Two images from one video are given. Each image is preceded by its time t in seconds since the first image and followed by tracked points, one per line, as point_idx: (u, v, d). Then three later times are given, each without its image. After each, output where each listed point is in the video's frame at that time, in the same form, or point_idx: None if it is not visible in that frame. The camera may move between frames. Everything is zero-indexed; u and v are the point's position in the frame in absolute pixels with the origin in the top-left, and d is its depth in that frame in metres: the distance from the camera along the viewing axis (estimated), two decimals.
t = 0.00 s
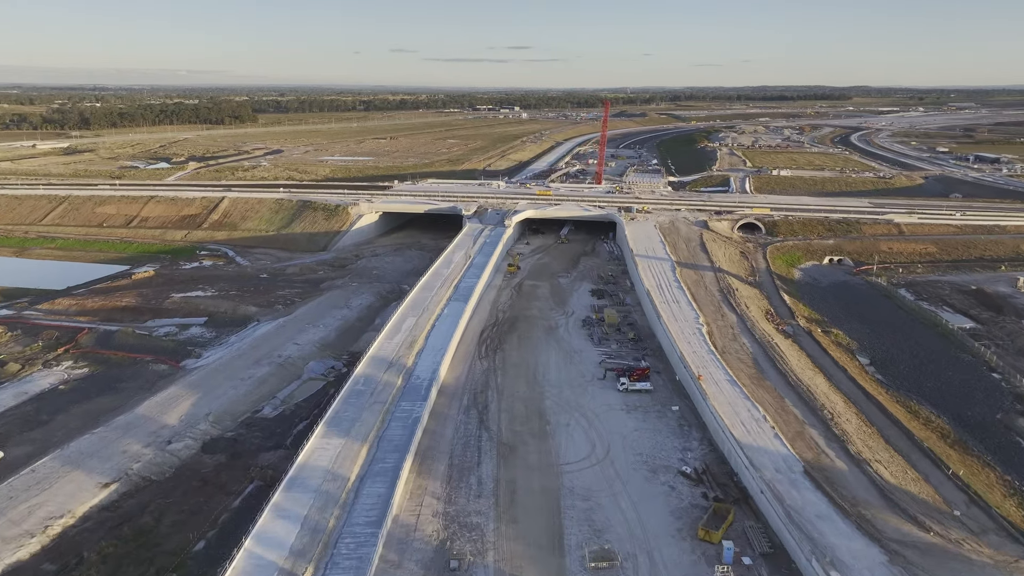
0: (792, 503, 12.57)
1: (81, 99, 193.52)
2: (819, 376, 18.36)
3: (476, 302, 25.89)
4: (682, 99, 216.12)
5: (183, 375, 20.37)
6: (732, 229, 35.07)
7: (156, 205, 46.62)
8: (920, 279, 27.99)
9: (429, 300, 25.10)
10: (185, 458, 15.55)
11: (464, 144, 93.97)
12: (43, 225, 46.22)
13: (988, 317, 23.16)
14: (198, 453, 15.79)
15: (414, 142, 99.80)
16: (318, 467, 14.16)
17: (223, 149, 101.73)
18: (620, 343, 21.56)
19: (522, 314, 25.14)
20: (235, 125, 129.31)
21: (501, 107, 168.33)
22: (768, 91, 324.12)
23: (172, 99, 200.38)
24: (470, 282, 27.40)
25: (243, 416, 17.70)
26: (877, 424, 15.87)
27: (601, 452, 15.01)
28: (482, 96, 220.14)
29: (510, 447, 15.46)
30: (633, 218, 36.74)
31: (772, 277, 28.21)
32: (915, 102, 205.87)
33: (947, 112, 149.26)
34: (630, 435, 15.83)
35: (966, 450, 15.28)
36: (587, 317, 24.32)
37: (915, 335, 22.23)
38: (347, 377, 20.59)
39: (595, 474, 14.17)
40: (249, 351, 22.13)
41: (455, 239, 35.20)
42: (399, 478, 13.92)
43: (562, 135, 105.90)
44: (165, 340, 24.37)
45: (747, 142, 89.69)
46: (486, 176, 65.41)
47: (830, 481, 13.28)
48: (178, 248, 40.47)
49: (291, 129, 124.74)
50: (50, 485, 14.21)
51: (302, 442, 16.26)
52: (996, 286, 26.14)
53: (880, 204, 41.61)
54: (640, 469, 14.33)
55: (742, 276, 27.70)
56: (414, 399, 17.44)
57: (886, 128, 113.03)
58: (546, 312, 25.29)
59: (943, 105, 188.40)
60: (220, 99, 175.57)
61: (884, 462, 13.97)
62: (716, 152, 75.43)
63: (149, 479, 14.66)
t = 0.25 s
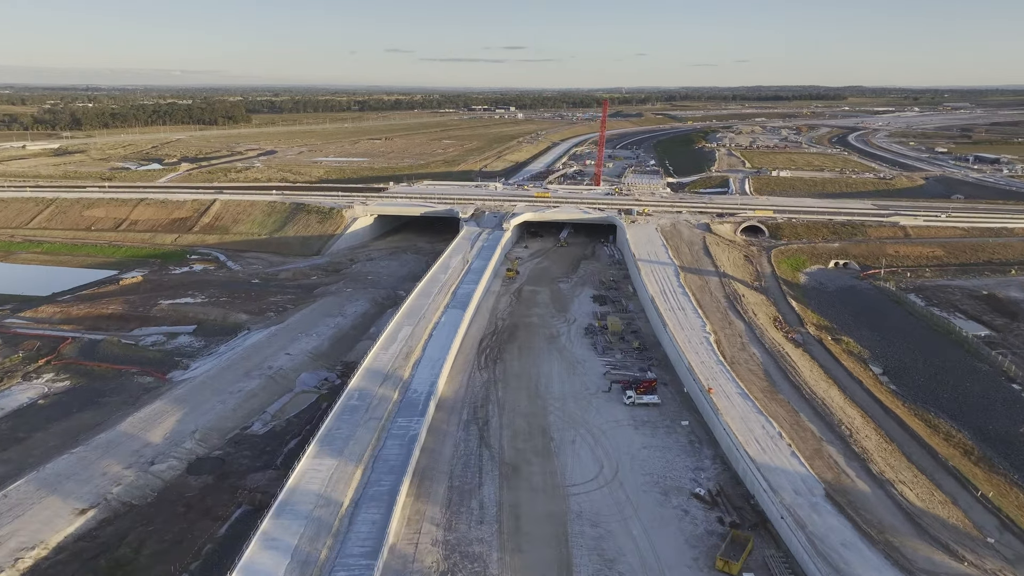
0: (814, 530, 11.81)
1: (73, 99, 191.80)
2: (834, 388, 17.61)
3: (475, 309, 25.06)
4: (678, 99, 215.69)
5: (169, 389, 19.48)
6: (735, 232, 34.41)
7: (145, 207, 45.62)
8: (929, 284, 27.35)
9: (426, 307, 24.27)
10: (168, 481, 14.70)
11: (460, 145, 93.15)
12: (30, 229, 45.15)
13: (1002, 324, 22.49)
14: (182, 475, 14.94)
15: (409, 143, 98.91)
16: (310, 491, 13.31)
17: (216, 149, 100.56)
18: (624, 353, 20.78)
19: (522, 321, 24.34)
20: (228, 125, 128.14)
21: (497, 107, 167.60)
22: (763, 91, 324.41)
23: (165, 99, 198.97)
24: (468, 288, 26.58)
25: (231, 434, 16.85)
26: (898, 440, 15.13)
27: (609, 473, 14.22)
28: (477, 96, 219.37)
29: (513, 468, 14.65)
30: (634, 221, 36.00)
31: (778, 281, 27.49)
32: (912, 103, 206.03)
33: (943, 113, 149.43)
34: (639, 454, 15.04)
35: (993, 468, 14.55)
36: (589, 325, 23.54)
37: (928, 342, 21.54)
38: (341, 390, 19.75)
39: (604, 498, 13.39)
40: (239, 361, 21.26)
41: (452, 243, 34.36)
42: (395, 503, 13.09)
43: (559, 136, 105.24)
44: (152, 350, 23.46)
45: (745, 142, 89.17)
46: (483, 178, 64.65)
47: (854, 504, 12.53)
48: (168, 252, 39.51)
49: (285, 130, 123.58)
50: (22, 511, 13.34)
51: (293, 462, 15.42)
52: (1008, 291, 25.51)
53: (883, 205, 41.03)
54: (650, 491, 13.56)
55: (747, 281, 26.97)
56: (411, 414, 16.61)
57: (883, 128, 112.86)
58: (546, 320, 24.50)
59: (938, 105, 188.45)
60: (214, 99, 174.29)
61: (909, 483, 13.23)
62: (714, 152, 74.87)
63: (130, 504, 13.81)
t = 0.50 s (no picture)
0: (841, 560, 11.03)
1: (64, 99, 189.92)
2: (849, 401, 16.86)
3: (473, 318, 24.20)
4: (672, 99, 215.26)
5: (152, 404, 18.54)
6: (738, 235, 33.73)
7: (133, 210, 44.55)
8: (938, 288, 26.68)
9: (423, 315, 23.39)
10: (148, 507, 13.80)
11: (455, 146, 92.26)
12: (14, 233, 43.98)
13: (1017, 332, 21.81)
14: (164, 500, 14.05)
15: (404, 143, 97.99)
16: (299, 519, 12.43)
17: (207, 150, 99.29)
18: (629, 364, 19.97)
19: (522, 330, 23.49)
20: (220, 125, 126.86)
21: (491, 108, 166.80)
22: (757, 91, 324.78)
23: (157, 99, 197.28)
24: (465, 294, 25.71)
25: (217, 455, 15.95)
26: (921, 459, 14.37)
27: (619, 497, 13.42)
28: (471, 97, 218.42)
29: (516, 491, 13.82)
30: (634, 224, 35.24)
31: (784, 287, 26.74)
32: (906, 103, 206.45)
33: (938, 113, 149.50)
34: (648, 475, 14.23)
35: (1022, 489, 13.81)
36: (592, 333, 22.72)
37: (942, 352, 20.83)
38: (333, 404, 18.86)
39: (614, 526, 12.60)
40: (226, 374, 20.34)
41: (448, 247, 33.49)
42: (391, 532, 12.24)
43: (555, 136, 104.52)
44: (136, 361, 22.51)
45: (742, 142, 88.68)
46: (478, 179, 63.80)
47: (881, 530, 11.76)
48: (155, 256, 38.49)
49: (278, 130, 122.28)
50: None
51: (282, 485, 14.54)
52: (1020, 297, 24.87)
53: (886, 207, 40.43)
54: (662, 517, 12.77)
55: (753, 287, 26.20)
56: (408, 432, 15.76)
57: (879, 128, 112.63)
58: (547, 328, 23.67)
59: (933, 104, 188.74)
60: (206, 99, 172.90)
61: (937, 508, 12.47)
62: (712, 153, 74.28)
63: (107, 534, 12.93)
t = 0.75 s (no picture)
0: None
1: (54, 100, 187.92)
2: (865, 415, 16.16)
3: (470, 325, 23.39)
4: (666, 99, 214.93)
5: (135, 420, 17.64)
6: (740, 238, 33.12)
7: (120, 213, 43.50)
8: (946, 293, 26.10)
9: (418, 324, 22.56)
10: (127, 536, 12.95)
11: (449, 146, 91.37)
12: None
13: None
14: (144, 528, 13.19)
15: (397, 144, 97.06)
16: (288, 550, 11.62)
17: (198, 151, 98.00)
18: (634, 375, 19.20)
19: (521, 338, 22.69)
20: (212, 126, 125.58)
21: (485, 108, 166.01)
22: (751, 91, 325.23)
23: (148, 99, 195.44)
24: (462, 301, 24.88)
25: (202, 477, 15.09)
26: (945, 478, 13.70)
27: (628, 524, 12.67)
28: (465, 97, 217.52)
29: (519, 517, 13.03)
30: (634, 227, 34.53)
31: (790, 292, 26.03)
32: (900, 103, 206.88)
33: (933, 113, 149.71)
34: (659, 498, 13.47)
35: None
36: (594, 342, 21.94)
37: (956, 361, 20.15)
38: (325, 420, 18.00)
39: (625, 555, 11.84)
40: (213, 386, 19.45)
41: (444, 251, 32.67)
42: (386, 564, 11.45)
43: (550, 137, 103.82)
44: (119, 374, 21.56)
45: (738, 142, 88.23)
46: (473, 181, 62.96)
47: (910, 560, 11.04)
48: (143, 261, 37.51)
49: (270, 131, 120.99)
50: None
51: (271, 509, 13.71)
52: None
53: (888, 209, 39.90)
54: (676, 545, 12.03)
55: (758, 293, 25.48)
56: (404, 451, 14.95)
57: (874, 128, 112.47)
58: (547, 336, 22.89)
59: (926, 104, 189.17)
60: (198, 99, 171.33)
61: (968, 534, 11.77)
62: (708, 153, 73.74)
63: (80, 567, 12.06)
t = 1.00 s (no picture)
0: None
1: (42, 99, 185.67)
2: (883, 431, 15.44)
3: (467, 335, 22.52)
4: (660, 99, 214.71)
5: (113, 439, 16.65)
6: (741, 242, 32.45)
7: (105, 216, 42.33)
8: (954, 298, 25.50)
9: (413, 334, 21.69)
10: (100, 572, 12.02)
11: (443, 147, 90.46)
12: None
13: None
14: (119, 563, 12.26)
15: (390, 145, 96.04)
16: None
17: (188, 152, 96.62)
18: (639, 388, 18.38)
19: (520, 348, 21.85)
20: (203, 126, 124.04)
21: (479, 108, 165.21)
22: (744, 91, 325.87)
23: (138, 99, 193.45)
24: (458, 309, 24.00)
25: (183, 503, 14.16)
26: (971, 501, 13.01)
27: (640, 555, 11.86)
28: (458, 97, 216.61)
29: (522, 547, 12.22)
30: (633, 230, 33.77)
31: (796, 298, 25.30)
32: (892, 103, 207.45)
33: (925, 113, 150.04)
34: (671, 525, 12.69)
35: None
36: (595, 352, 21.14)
37: (971, 371, 19.46)
38: (316, 437, 17.09)
39: None
40: (197, 401, 18.46)
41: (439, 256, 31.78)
42: None
43: (543, 137, 103.06)
44: (98, 388, 20.56)
45: (734, 143, 87.79)
46: (467, 182, 62.09)
47: None
48: (128, 266, 36.42)
49: (261, 131, 119.63)
50: None
51: (257, 540, 12.81)
52: None
53: (889, 211, 39.35)
54: None
55: (763, 299, 24.73)
56: (399, 473, 14.09)
57: (869, 128, 112.44)
58: (547, 345, 22.07)
59: (918, 104, 189.83)
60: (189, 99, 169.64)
61: (1003, 565, 11.06)
62: (704, 154, 73.20)
63: None
